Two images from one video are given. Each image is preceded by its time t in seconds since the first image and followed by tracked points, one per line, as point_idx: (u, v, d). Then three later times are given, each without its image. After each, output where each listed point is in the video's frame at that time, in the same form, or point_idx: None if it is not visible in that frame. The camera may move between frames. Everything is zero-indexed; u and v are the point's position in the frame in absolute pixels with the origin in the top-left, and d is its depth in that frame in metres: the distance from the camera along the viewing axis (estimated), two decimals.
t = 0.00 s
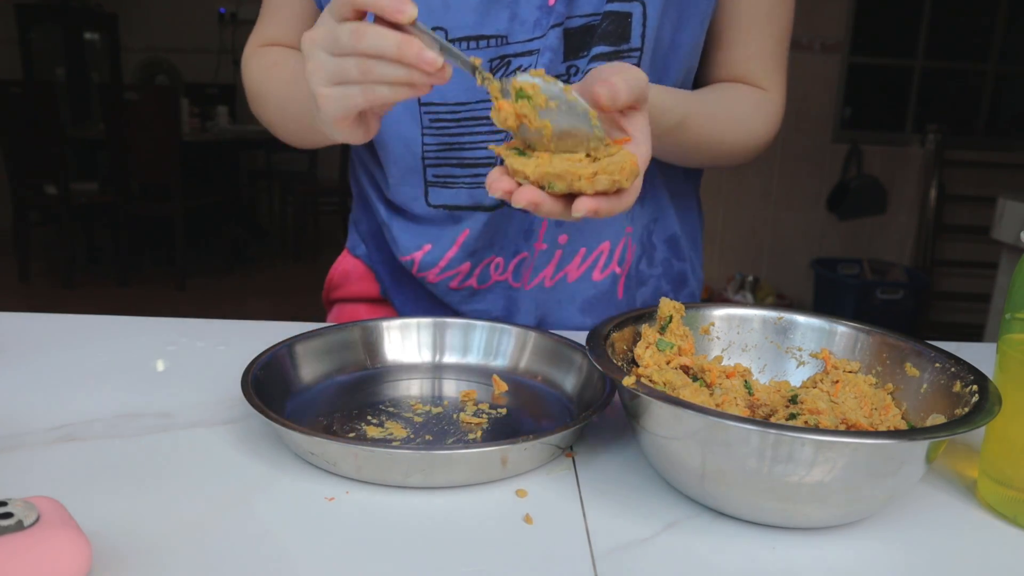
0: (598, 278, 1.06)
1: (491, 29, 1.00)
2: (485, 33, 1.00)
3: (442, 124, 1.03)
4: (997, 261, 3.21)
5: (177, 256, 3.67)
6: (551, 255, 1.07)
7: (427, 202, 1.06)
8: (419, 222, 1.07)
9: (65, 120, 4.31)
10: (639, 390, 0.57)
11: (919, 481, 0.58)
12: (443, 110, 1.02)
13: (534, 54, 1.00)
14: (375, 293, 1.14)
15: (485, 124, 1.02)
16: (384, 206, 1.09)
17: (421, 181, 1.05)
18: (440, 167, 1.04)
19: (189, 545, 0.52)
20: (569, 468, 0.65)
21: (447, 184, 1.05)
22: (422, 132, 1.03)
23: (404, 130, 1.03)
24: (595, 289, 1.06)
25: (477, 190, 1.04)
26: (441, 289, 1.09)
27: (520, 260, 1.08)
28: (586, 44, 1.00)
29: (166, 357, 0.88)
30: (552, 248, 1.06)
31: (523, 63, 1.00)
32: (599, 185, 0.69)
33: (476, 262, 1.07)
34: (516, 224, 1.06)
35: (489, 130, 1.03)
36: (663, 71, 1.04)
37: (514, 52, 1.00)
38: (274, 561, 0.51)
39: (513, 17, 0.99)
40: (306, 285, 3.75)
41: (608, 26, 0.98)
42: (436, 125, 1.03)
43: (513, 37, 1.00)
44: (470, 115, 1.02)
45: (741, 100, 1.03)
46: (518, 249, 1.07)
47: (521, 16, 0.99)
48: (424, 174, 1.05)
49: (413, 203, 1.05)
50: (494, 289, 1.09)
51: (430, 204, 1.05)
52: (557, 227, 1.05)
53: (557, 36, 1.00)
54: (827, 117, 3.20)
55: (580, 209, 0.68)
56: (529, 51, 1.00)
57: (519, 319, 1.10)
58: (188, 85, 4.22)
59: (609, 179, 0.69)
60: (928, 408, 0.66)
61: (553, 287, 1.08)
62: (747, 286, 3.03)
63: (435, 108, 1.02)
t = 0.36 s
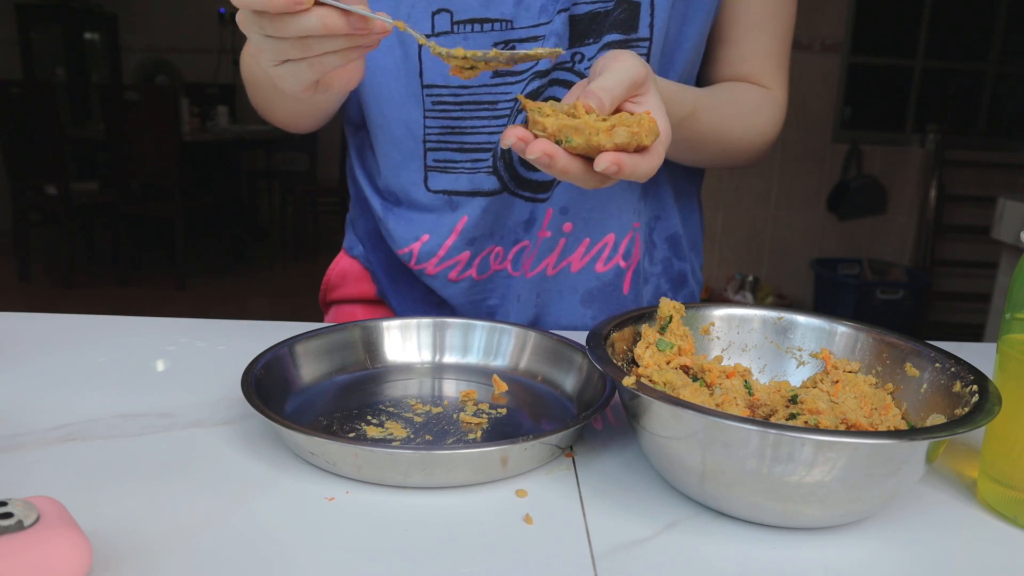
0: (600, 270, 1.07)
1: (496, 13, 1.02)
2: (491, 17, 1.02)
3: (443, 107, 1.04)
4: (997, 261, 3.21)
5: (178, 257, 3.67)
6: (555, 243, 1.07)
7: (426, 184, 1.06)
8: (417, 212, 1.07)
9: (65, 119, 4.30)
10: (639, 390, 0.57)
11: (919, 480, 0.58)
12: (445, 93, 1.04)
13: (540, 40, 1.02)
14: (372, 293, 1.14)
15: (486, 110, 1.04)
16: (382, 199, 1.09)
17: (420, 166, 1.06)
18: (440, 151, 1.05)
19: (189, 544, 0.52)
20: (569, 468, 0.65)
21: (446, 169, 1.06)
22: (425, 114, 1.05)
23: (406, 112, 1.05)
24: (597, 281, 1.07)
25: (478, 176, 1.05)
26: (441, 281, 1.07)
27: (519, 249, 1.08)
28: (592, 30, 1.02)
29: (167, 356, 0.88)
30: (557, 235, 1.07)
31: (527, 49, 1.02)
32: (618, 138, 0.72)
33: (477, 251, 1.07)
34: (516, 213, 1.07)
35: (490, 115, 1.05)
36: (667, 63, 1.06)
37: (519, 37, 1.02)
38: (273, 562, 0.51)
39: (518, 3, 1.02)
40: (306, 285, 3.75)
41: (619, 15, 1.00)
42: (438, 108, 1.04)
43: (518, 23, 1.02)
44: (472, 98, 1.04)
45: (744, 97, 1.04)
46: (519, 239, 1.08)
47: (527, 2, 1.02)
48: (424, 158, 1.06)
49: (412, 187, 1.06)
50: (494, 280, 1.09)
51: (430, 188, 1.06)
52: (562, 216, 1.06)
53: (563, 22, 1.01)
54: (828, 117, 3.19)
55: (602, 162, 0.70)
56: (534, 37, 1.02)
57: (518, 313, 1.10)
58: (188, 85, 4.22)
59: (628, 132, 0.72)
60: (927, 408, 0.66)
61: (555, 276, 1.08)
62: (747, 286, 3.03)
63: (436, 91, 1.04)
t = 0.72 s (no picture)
0: (601, 269, 1.07)
1: (496, 11, 1.02)
2: (489, 14, 1.02)
3: (442, 103, 1.04)
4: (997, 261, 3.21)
5: (178, 257, 3.67)
6: (556, 242, 1.07)
7: (422, 180, 1.06)
8: (414, 211, 1.07)
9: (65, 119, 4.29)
10: (639, 390, 0.57)
11: (919, 481, 0.58)
12: (444, 89, 1.04)
13: (539, 38, 1.02)
14: (372, 295, 1.14)
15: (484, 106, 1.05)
16: (378, 198, 1.08)
17: (417, 162, 1.05)
18: (437, 147, 1.05)
19: (190, 544, 0.52)
20: (569, 468, 0.65)
21: (445, 165, 1.05)
22: (422, 110, 1.05)
23: (404, 109, 1.04)
24: (598, 280, 1.07)
25: (475, 173, 1.05)
26: (441, 280, 1.08)
27: (519, 248, 1.08)
28: (593, 29, 1.02)
29: (167, 356, 0.88)
30: (558, 234, 1.07)
31: (527, 47, 1.03)
32: (602, 140, 0.71)
33: (476, 249, 1.07)
34: (516, 211, 1.07)
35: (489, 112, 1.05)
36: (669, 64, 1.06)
37: (518, 35, 1.03)
38: (273, 562, 0.51)
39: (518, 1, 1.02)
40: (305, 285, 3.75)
41: (622, 14, 1.01)
42: (435, 104, 1.04)
43: (517, 20, 1.02)
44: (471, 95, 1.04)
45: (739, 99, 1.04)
46: (519, 238, 1.08)
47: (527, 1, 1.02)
48: (421, 154, 1.05)
49: (410, 184, 1.06)
50: (494, 278, 1.09)
51: (427, 184, 1.06)
52: (563, 215, 1.06)
53: (564, 20, 1.02)
54: (828, 117, 3.19)
55: (591, 168, 0.69)
56: (534, 35, 1.02)
57: (519, 311, 1.10)
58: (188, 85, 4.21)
59: (612, 133, 0.71)
60: (928, 409, 0.66)
61: (556, 275, 1.08)
62: (747, 286, 3.03)
63: (435, 87, 1.04)
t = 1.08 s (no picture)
0: (592, 274, 1.08)
1: (487, 12, 1.00)
2: (481, 16, 1.00)
3: (432, 104, 1.04)
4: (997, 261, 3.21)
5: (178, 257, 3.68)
6: (548, 246, 1.07)
7: (409, 181, 1.05)
8: (400, 211, 1.06)
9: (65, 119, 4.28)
10: (639, 390, 0.57)
11: (919, 480, 0.58)
12: (434, 89, 1.03)
13: (531, 42, 1.01)
14: (362, 293, 1.15)
15: (474, 109, 1.04)
16: (366, 197, 1.08)
17: (406, 161, 1.05)
18: (427, 148, 1.04)
19: (190, 544, 0.52)
20: (569, 468, 0.65)
21: (433, 165, 1.05)
22: (412, 111, 1.04)
23: (394, 108, 1.03)
24: (589, 286, 1.08)
25: (465, 176, 1.05)
26: (430, 281, 1.08)
27: (510, 251, 1.07)
28: (586, 35, 1.01)
29: (167, 356, 0.88)
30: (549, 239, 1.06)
31: (518, 50, 1.01)
32: (583, 202, 0.72)
33: (467, 252, 1.06)
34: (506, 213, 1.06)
35: (478, 115, 1.04)
36: (660, 70, 1.07)
37: (509, 38, 1.01)
38: (272, 562, 0.51)
39: (511, 2, 1.00)
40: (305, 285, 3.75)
41: (615, 21, 1.00)
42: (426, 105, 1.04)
43: (509, 23, 1.00)
44: (461, 96, 1.03)
45: (728, 108, 1.05)
46: (509, 241, 1.07)
47: (519, 2, 1.00)
48: (412, 153, 1.04)
49: (398, 182, 1.05)
50: (483, 281, 1.09)
51: (413, 183, 1.05)
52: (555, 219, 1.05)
53: (557, 26, 1.00)
54: (828, 117, 3.18)
55: (569, 227, 0.69)
56: (525, 38, 1.01)
57: (511, 313, 1.10)
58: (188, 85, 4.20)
59: (592, 197, 0.72)
60: (927, 408, 0.66)
61: (546, 282, 1.08)
62: (747, 286, 3.04)
63: (425, 87, 1.03)
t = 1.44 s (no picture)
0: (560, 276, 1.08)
1: (459, 12, 0.99)
2: (452, 16, 0.99)
3: (403, 103, 1.04)
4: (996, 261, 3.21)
5: (177, 257, 3.68)
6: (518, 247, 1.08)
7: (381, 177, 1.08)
8: (374, 209, 1.06)
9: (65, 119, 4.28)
10: (639, 390, 0.57)
11: (919, 480, 0.58)
12: (405, 90, 1.04)
13: (501, 43, 1.01)
14: (331, 283, 1.16)
15: (446, 109, 1.04)
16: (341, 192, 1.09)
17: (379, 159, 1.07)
18: (398, 147, 1.06)
19: (190, 544, 0.52)
20: (569, 468, 0.65)
21: (406, 164, 1.07)
22: (382, 109, 1.05)
23: (365, 106, 1.04)
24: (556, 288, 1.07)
25: (434, 176, 1.07)
26: (400, 277, 1.09)
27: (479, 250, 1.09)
28: (560, 34, 1.01)
29: (167, 356, 0.88)
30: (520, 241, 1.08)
31: (490, 50, 1.01)
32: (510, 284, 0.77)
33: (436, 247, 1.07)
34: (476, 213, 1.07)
35: (450, 114, 1.04)
36: (638, 71, 1.07)
37: (480, 38, 1.01)
38: (271, 562, 0.51)
39: (483, 2, 0.99)
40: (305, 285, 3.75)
41: (589, 24, 1.00)
42: (396, 104, 1.04)
43: (481, 23, 1.00)
44: (433, 96, 1.04)
45: (694, 126, 1.05)
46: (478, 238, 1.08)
47: (490, 2, 0.99)
48: (382, 152, 1.07)
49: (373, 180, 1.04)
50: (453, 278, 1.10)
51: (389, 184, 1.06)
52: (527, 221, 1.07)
53: (528, 26, 0.99)
54: (828, 117, 3.18)
55: (494, 302, 0.73)
56: (497, 38, 1.00)
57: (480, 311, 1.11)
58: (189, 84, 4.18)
59: (519, 281, 0.77)
60: (928, 409, 0.66)
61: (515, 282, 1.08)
62: (747, 286, 3.04)
63: (395, 87, 1.03)
